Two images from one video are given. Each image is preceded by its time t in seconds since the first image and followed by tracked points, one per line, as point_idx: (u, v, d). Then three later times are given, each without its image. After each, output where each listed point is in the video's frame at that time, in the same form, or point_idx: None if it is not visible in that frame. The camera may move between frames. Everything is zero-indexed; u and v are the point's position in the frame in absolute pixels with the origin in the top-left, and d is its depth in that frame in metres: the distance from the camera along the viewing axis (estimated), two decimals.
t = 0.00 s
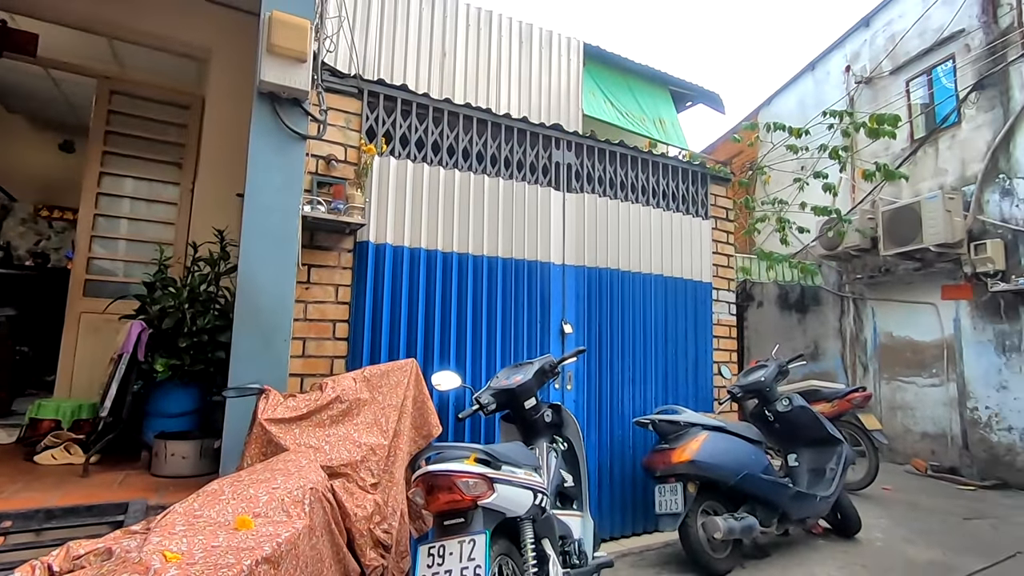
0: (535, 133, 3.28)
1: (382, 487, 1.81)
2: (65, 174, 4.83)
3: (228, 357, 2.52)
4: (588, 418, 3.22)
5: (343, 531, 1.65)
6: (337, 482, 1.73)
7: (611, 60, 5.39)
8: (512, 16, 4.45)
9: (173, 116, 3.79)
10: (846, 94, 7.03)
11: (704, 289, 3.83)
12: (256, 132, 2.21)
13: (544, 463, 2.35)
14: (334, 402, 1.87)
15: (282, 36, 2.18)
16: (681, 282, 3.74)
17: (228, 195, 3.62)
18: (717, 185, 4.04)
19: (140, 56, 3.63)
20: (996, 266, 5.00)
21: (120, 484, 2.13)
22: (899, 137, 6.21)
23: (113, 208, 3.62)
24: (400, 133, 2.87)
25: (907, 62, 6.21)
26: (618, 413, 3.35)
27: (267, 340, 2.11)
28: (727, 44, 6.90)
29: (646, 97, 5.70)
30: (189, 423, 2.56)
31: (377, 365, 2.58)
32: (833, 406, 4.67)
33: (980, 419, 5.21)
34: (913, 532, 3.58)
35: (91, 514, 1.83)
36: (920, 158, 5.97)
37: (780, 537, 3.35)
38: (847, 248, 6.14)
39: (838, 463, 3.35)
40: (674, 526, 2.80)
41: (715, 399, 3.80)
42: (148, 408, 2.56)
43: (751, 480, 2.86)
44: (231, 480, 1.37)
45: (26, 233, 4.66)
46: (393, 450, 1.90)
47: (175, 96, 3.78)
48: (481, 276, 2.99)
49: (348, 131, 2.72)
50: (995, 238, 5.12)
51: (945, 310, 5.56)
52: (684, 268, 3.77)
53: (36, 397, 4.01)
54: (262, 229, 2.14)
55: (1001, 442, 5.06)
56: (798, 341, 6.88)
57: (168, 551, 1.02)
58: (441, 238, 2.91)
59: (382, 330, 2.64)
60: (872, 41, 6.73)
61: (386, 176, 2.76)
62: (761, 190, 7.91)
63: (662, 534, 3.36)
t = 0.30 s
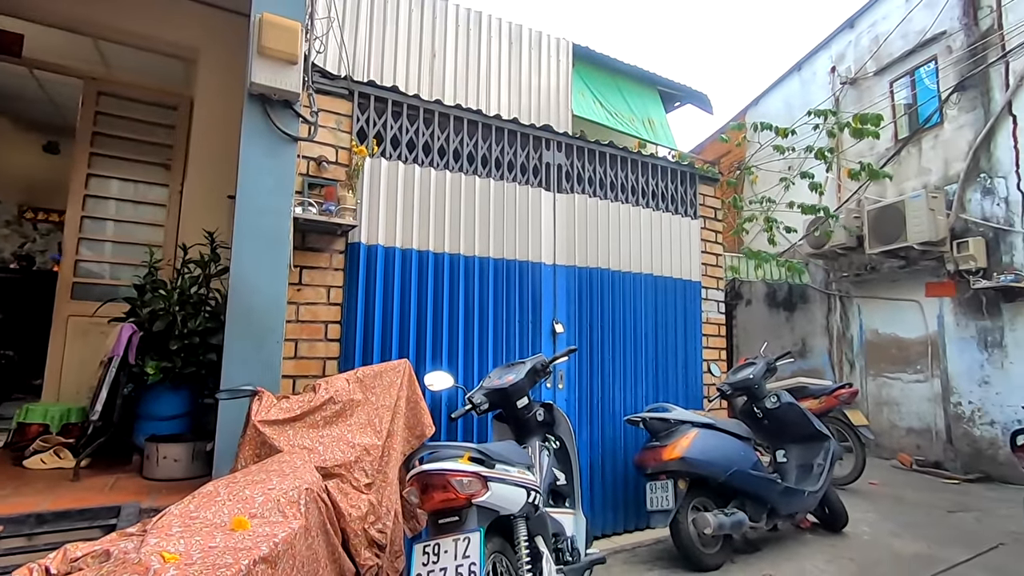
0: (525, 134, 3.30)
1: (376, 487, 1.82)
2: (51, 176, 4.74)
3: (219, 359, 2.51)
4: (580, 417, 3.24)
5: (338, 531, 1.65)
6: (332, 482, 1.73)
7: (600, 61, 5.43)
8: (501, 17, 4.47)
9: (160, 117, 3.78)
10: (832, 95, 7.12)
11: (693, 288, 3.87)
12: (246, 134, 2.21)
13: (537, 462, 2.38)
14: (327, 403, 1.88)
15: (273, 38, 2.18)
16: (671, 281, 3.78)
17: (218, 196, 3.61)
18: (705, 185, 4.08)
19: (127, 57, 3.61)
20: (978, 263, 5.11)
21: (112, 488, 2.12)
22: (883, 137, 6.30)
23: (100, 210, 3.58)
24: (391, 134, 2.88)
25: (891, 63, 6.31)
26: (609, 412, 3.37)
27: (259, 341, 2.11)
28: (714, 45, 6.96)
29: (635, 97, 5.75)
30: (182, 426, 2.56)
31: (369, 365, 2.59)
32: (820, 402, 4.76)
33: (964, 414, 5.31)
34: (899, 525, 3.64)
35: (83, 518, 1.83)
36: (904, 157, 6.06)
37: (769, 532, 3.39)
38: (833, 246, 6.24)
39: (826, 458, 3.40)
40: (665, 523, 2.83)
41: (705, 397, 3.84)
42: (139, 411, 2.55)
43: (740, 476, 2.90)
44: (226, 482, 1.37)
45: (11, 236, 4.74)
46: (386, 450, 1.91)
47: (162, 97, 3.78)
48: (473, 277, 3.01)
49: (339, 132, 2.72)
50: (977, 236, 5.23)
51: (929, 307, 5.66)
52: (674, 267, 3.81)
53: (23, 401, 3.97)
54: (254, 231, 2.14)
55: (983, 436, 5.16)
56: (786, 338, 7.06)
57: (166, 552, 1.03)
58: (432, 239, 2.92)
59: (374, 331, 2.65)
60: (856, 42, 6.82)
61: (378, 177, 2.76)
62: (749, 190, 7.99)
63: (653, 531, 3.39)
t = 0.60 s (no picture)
0: (517, 135, 3.31)
1: (369, 488, 1.82)
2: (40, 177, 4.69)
3: (211, 361, 2.50)
4: (572, 417, 3.26)
5: (330, 532, 1.65)
6: (324, 483, 1.73)
7: (592, 62, 5.45)
8: (493, 18, 4.47)
9: (150, 118, 3.75)
10: (821, 96, 7.18)
11: (685, 288, 3.89)
12: (237, 135, 2.20)
13: (529, 462, 2.39)
14: (319, 404, 1.88)
15: (265, 39, 2.18)
16: (662, 282, 3.80)
17: (210, 198, 3.59)
18: (696, 186, 4.11)
19: (116, 58, 3.59)
20: (965, 263, 5.20)
21: (103, 491, 2.11)
22: (872, 138, 6.36)
23: (89, 211, 3.56)
24: (383, 135, 2.88)
25: (879, 65, 6.38)
26: (602, 411, 3.39)
27: (251, 343, 2.11)
28: (705, 46, 6.99)
29: (626, 98, 5.77)
30: (173, 428, 2.53)
31: (362, 366, 2.59)
32: (810, 400, 4.81)
33: (951, 412, 5.38)
34: (888, 522, 3.69)
35: (73, 521, 1.82)
36: (892, 158, 6.13)
37: (760, 530, 3.42)
38: (823, 246, 6.30)
39: (816, 456, 3.43)
40: (658, 522, 2.85)
41: (697, 396, 3.87)
42: (130, 414, 2.53)
43: (731, 475, 2.93)
44: (219, 483, 1.38)
45: None
46: (379, 451, 1.91)
47: (151, 98, 3.75)
48: (465, 278, 3.02)
49: (331, 133, 2.72)
50: (964, 236, 5.30)
51: (917, 306, 5.72)
52: (665, 267, 3.83)
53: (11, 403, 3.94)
54: (246, 232, 2.14)
55: (971, 433, 5.23)
56: (777, 337, 6.94)
57: (158, 554, 1.03)
58: (425, 240, 2.92)
59: (367, 332, 2.65)
60: (845, 44, 6.89)
61: (370, 178, 2.77)
62: (740, 190, 8.05)
63: (645, 530, 3.41)
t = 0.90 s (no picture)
0: (512, 136, 3.32)
1: (365, 489, 1.81)
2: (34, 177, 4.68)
3: (205, 363, 2.48)
4: (568, 417, 3.26)
5: (326, 534, 1.65)
6: (320, 485, 1.73)
7: (587, 64, 5.47)
8: (488, 19, 4.48)
9: (144, 119, 3.74)
10: (815, 97, 7.22)
11: (680, 288, 3.91)
12: (232, 136, 2.20)
13: (526, 462, 2.38)
14: (315, 405, 1.89)
15: (260, 40, 2.17)
16: (657, 282, 3.82)
17: (204, 199, 3.58)
18: (691, 187, 4.12)
19: (109, 58, 3.57)
20: (956, 263, 5.23)
21: (97, 494, 2.10)
22: (864, 140, 6.41)
23: (82, 212, 3.54)
24: (378, 136, 2.89)
25: (871, 67, 6.42)
26: (598, 411, 3.40)
27: (246, 345, 2.10)
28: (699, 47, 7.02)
29: (621, 99, 5.79)
30: (167, 431, 2.52)
31: (357, 367, 2.59)
32: (804, 400, 4.88)
33: (944, 411, 5.42)
34: (882, 520, 3.71)
35: (67, 524, 1.81)
36: (884, 159, 6.17)
37: (755, 529, 3.44)
38: (816, 247, 6.34)
39: (810, 455, 3.45)
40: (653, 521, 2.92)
41: (692, 396, 3.88)
42: (124, 416, 2.52)
43: (726, 474, 2.94)
44: (214, 485, 1.37)
45: None
46: (375, 452, 1.91)
47: (146, 99, 3.75)
48: (461, 279, 3.02)
49: (326, 134, 2.73)
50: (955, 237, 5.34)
51: (909, 306, 5.76)
52: (661, 268, 3.85)
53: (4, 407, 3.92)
54: (241, 234, 2.13)
55: (963, 431, 5.26)
56: (772, 337, 7.23)
57: (155, 556, 1.03)
58: (420, 241, 2.92)
59: (362, 333, 2.65)
60: (838, 46, 6.93)
61: (365, 179, 2.77)
62: (735, 191, 8.09)
63: (641, 530, 3.42)
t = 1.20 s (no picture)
0: (509, 136, 3.31)
1: (361, 491, 1.81)
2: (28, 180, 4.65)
3: (201, 364, 2.49)
4: (565, 417, 3.26)
5: (322, 535, 1.64)
6: (316, 487, 1.72)
7: (583, 63, 5.47)
8: (484, 19, 4.48)
9: (139, 120, 3.73)
10: (810, 97, 7.24)
11: (676, 288, 3.91)
12: (226, 137, 2.18)
13: (522, 462, 2.38)
14: (311, 407, 1.88)
15: (255, 40, 2.16)
16: (653, 281, 3.82)
17: (199, 199, 3.57)
18: (687, 186, 4.13)
19: (103, 58, 3.55)
20: (951, 261, 5.25)
21: (91, 496, 2.09)
22: (859, 139, 6.42)
23: (76, 213, 3.52)
24: (374, 136, 2.88)
25: (866, 66, 6.44)
26: (594, 411, 3.40)
27: (241, 346, 2.09)
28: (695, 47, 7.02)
29: (617, 98, 5.80)
30: (162, 433, 2.50)
31: (353, 368, 2.59)
32: (800, 399, 4.89)
33: (939, 409, 5.44)
34: (877, 519, 3.72)
35: (62, 527, 1.80)
36: (879, 159, 6.20)
37: (752, 528, 3.44)
38: (812, 246, 6.36)
39: (806, 454, 3.46)
40: (650, 521, 2.88)
41: (688, 396, 3.89)
42: (118, 418, 2.50)
43: (723, 473, 2.95)
44: (209, 487, 1.36)
45: None
46: (372, 453, 1.90)
47: (142, 100, 3.74)
48: (457, 279, 3.02)
49: (322, 134, 2.72)
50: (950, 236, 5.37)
51: (905, 305, 5.78)
52: (657, 267, 3.85)
53: None
54: (236, 235, 2.13)
55: (958, 430, 5.29)
56: (767, 336, 7.23)
57: (148, 559, 1.03)
58: (416, 242, 2.91)
59: (358, 333, 2.64)
60: (833, 46, 6.95)
61: (361, 179, 2.76)
62: (731, 190, 8.12)
63: (638, 529, 3.43)
